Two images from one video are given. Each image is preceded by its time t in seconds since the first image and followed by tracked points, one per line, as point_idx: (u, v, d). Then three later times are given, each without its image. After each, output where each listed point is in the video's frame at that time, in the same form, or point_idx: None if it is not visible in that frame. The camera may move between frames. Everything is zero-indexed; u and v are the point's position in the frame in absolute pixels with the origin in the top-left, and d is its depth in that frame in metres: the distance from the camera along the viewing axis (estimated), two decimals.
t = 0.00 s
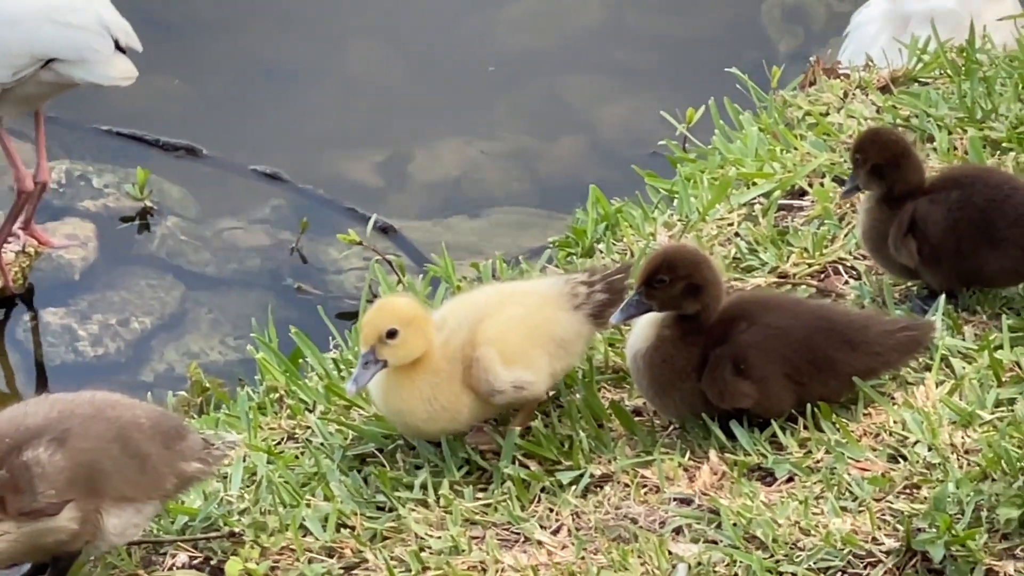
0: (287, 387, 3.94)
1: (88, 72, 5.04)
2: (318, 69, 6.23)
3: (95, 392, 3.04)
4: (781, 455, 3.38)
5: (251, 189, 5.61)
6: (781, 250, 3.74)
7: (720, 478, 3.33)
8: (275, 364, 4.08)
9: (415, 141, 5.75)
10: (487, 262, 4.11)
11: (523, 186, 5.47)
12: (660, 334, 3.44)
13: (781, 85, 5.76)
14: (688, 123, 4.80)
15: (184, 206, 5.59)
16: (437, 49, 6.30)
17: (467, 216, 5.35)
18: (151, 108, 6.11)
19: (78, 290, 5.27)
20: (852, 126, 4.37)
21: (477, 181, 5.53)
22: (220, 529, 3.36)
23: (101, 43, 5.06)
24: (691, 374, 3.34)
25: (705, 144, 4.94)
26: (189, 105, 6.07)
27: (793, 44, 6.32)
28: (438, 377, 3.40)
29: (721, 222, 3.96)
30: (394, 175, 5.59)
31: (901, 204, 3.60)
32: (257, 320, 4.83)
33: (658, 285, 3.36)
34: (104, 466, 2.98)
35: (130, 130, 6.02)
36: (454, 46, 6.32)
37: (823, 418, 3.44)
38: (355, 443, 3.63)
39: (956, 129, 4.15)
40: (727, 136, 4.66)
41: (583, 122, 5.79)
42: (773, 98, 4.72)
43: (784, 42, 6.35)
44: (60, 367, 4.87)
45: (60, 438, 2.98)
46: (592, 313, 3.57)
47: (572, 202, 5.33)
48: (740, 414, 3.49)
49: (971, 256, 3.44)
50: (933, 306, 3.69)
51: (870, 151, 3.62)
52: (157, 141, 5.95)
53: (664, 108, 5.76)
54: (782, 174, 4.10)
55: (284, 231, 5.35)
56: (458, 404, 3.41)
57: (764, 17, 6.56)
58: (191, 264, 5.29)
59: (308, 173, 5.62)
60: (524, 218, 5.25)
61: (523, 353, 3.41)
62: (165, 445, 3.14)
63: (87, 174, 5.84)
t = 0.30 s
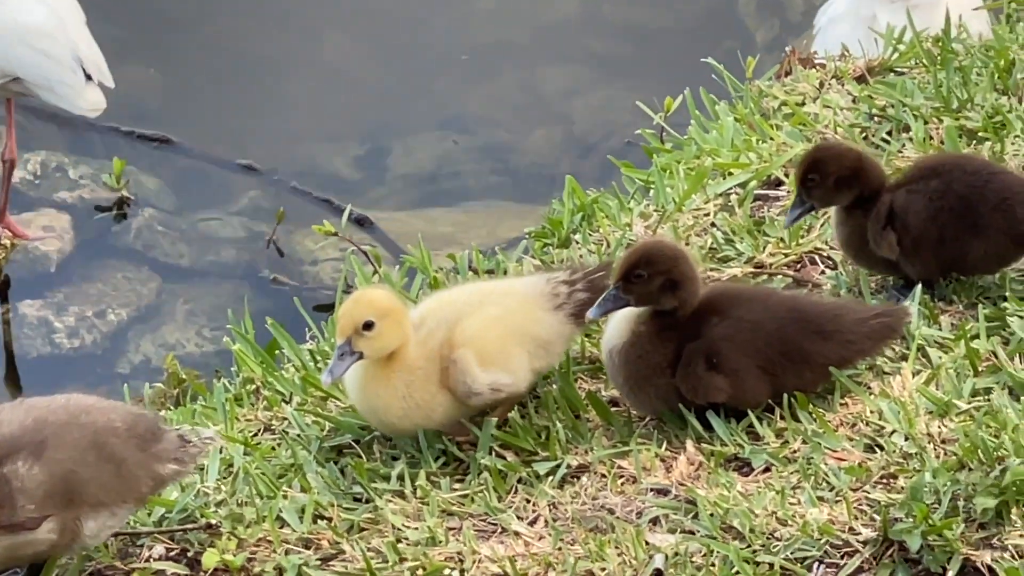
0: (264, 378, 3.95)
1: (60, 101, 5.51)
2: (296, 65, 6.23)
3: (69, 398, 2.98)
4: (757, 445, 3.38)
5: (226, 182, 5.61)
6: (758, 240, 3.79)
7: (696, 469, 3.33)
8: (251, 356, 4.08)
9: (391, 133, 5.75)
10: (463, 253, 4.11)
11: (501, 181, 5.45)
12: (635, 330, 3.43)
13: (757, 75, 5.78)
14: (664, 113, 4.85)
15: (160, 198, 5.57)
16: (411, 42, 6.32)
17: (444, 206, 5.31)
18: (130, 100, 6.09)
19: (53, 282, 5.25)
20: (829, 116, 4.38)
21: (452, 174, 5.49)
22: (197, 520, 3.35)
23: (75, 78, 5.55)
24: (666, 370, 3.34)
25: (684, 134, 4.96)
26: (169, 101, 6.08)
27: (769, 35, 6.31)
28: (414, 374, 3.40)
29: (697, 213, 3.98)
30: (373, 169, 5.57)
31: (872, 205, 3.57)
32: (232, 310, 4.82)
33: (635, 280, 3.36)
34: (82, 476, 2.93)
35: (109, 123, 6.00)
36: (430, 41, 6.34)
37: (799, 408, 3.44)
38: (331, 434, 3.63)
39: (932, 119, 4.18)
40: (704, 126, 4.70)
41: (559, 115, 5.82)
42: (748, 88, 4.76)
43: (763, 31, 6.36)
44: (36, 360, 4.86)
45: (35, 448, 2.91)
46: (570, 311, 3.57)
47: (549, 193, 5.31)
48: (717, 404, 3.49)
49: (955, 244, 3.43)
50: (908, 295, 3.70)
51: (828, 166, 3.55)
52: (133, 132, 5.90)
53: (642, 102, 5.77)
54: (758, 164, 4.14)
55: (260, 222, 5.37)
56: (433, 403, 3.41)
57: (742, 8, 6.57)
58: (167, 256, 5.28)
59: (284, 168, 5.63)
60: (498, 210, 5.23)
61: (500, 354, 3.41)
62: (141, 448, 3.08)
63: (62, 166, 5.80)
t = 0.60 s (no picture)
0: (242, 367, 3.95)
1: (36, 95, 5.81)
2: (273, 52, 6.15)
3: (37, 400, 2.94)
4: (736, 433, 3.37)
5: (203, 169, 5.49)
6: (736, 229, 3.79)
7: (675, 457, 3.33)
8: (229, 345, 4.07)
9: (366, 118, 5.69)
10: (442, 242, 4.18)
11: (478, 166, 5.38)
12: (609, 332, 3.45)
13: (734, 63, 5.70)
14: (642, 101, 4.89)
15: (139, 186, 5.48)
16: (389, 29, 6.25)
17: (419, 193, 5.27)
18: (104, 91, 6.00)
19: (31, 272, 5.12)
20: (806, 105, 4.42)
21: (432, 161, 5.46)
22: (176, 510, 3.35)
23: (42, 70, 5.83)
24: (637, 372, 3.37)
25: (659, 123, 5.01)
26: (144, 88, 5.96)
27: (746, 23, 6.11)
28: (396, 374, 3.43)
29: (674, 201, 4.03)
30: (348, 155, 5.50)
31: (852, 176, 3.63)
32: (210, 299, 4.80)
33: (614, 283, 3.36)
34: (54, 478, 2.89)
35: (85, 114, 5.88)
36: (409, 26, 6.26)
37: (778, 396, 3.43)
38: (310, 423, 3.63)
39: (910, 107, 4.20)
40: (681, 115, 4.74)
41: (533, 99, 5.70)
42: (726, 77, 4.80)
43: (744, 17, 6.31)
44: (13, 349, 4.73)
45: (5, 453, 2.88)
46: (563, 326, 3.61)
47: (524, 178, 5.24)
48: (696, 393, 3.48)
49: (928, 231, 3.50)
50: (887, 283, 3.71)
51: (827, 124, 3.58)
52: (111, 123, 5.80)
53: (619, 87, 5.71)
54: (736, 153, 4.18)
55: (237, 211, 5.26)
56: (415, 409, 3.45)
57: None
58: (145, 245, 5.18)
59: (262, 153, 5.53)
60: (477, 196, 5.19)
61: (484, 368, 3.46)
62: (111, 448, 3.04)
63: (40, 155, 5.69)
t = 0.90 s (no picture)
0: (222, 357, 3.95)
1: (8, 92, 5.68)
2: (254, 43, 6.12)
3: None
4: (717, 422, 3.37)
5: (183, 160, 5.45)
6: (716, 219, 3.80)
7: (655, 447, 3.34)
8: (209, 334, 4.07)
9: (347, 111, 5.66)
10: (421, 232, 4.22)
11: (457, 157, 5.39)
12: (579, 336, 3.44)
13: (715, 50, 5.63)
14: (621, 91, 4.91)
15: (118, 176, 5.42)
16: (371, 18, 6.19)
17: (401, 183, 5.28)
18: (82, 79, 5.91)
19: (11, 263, 5.09)
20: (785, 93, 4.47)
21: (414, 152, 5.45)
22: (156, 500, 3.35)
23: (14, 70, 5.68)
24: (607, 372, 3.38)
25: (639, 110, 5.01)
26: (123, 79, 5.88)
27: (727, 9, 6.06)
28: (370, 372, 3.41)
29: (655, 190, 4.05)
30: (330, 146, 5.49)
31: (835, 164, 3.63)
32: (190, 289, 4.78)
33: (588, 289, 3.32)
34: None
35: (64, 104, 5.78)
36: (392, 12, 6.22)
37: (758, 385, 3.43)
38: (290, 413, 3.63)
39: (889, 96, 4.22)
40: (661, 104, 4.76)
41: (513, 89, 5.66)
42: (706, 65, 4.81)
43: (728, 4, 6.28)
44: None
45: None
46: (538, 332, 3.59)
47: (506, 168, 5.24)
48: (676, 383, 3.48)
49: (911, 221, 3.49)
50: (866, 273, 3.72)
51: (806, 113, 3.59)
52: (88, 113, 5.71)
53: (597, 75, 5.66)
54: (716, 141, 4.20)
55: (217, 201, 5.25)
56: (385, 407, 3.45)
57: None
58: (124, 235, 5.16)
59: (242, 144, 5.49)
60: (455, 186, 5.21)
61: (457, 370, 3.46)
62: (8, 436, 3.06)
63: (19, 146, 5.62)
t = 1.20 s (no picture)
0: (206, 347, 3.96)
1: None
2: (234, 29, 6.02)
3: None
4: (700, 411, 3.37)
5: (165, 151, 5.40)
6: (698, 207, 3.88)
7: (638, 435, 3.33)
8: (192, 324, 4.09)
9: (328, 97, 5.57)
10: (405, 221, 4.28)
11: (440, 145, 5.33)
12: (558, 329, 3.45)
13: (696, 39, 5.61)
14: (604, 81, 4.96)
15: (101, 166, 5.36)
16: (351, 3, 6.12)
17: (384, 173, 5.22)
18: (60, 66, 5.82)
19: None
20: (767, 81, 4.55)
21: (396, 142, 5.37)
22: (139, 490, 3.35)
23: None
24: (586, 363, 3.40)
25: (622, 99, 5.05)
26: (103, 68, 5.81)
27: None
28: (352, 370, 3.42)
29: (637, 178, 4.13)
30: (312, 134, 5.43)
31: (818, 153, 3.64)
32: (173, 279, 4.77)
33: (568, 281, 3.34)
34: None
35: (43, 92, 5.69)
36: None
37: (741, 373, 3.43)
38: (273, 403, 3.63)
39: (871, 84, 4.30)
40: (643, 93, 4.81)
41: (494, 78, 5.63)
42: (688, 54, 4.85)
43: None
44: None
45: None
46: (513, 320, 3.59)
47: (489, 159, 5.20)
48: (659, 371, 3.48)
49: (893, 211, 3.50)
50: (850, 261, 3.72)
51: (789, 102, 3.61)
52: (70, 103, 5.63)
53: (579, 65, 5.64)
54: (698, 130, 4.26)
55: (200, 190, 5.21)
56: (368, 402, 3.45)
57: None
58: (108, 225, 5.12)
59: (224, 133, 5.43)
60: (435, 175, 5.15)
61: (437, 361, 3.45)
62: None
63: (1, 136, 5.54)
